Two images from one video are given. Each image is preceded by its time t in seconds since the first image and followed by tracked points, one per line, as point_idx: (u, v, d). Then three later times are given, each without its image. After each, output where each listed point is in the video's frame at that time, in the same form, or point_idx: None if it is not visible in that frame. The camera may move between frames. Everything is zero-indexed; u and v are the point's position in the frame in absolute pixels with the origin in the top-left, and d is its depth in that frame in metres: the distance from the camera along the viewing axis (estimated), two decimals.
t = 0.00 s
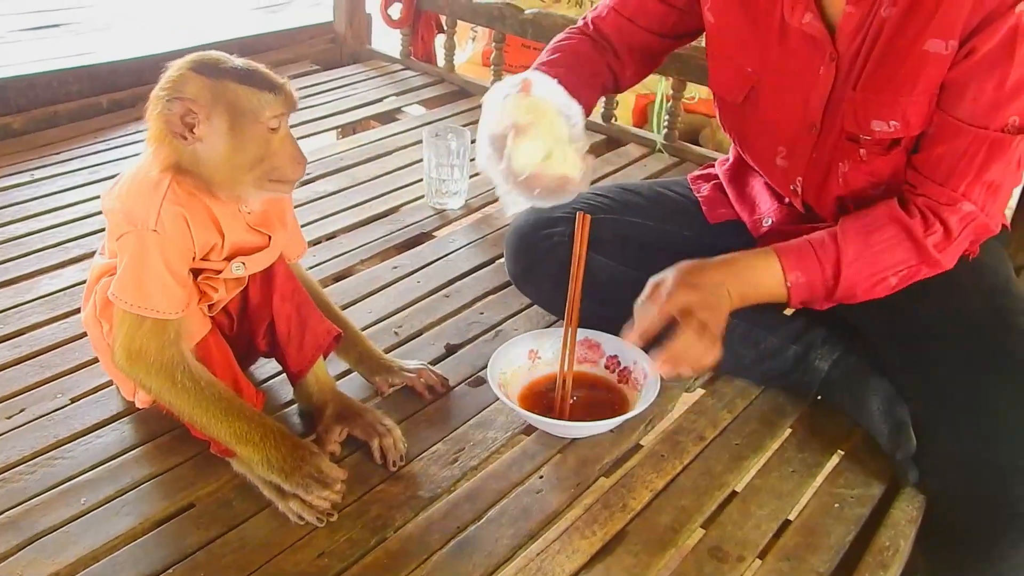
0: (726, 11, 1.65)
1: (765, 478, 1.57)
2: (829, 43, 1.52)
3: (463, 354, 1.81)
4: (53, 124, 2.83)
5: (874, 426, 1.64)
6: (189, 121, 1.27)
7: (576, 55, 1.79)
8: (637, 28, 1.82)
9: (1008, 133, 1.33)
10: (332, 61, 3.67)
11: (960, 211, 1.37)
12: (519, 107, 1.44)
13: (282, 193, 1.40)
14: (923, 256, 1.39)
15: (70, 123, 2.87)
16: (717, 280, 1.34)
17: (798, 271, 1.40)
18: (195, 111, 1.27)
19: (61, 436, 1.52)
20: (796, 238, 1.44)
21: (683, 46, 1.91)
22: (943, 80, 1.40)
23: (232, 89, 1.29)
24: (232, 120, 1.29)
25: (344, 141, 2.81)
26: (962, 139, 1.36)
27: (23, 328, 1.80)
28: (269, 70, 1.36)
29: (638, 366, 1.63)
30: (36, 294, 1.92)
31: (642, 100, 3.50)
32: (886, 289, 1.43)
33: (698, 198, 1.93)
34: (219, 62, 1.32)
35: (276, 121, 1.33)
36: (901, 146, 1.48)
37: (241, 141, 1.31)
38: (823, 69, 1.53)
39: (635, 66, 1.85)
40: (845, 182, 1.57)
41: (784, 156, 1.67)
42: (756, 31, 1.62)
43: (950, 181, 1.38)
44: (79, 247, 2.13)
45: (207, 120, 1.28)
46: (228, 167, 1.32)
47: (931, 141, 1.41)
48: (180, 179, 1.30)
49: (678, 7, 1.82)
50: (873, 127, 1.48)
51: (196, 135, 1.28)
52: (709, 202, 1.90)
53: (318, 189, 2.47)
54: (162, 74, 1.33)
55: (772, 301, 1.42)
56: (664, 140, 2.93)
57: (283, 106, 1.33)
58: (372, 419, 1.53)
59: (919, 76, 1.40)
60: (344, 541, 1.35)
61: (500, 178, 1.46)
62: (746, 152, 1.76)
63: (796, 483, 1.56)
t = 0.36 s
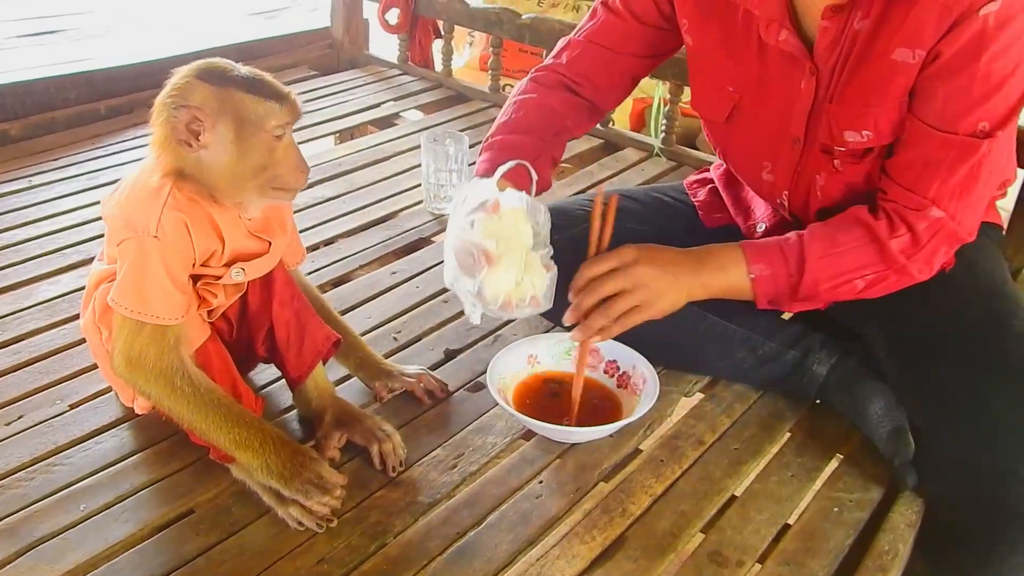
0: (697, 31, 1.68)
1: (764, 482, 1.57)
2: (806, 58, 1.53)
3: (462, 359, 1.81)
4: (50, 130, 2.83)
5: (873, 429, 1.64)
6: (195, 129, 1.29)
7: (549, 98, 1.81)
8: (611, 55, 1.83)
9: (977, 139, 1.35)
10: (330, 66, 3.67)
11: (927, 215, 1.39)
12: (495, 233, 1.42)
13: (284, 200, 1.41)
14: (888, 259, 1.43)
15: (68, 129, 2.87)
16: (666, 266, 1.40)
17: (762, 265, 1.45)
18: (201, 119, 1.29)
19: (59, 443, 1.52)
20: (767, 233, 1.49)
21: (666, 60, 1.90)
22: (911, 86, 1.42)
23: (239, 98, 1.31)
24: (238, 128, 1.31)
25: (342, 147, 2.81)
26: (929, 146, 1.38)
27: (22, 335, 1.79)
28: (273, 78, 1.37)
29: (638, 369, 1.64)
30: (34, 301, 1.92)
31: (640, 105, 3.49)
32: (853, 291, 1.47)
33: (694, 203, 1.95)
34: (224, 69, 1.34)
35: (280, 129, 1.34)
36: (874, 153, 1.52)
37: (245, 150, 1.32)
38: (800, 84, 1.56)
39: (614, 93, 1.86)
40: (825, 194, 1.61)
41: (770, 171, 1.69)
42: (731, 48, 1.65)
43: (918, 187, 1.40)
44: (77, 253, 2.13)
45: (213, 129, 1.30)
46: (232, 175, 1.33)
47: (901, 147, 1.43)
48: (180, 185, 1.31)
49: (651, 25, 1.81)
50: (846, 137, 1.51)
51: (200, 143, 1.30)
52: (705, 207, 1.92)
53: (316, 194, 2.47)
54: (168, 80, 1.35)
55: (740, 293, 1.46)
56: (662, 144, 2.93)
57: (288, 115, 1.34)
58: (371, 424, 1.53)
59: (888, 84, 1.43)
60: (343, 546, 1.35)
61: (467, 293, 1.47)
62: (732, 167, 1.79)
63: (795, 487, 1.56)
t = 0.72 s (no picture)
0: (690, 41, 1.69)
1: (764, 484, 1.57)
2: (799, 65, 1.53)
3: (462, 362, 1.82)
4: (51, 135, 2.84)
5: (872, 430, 1.64)
6: (194, 137, 1.29)
7: (549, 117, 1.84)
8: (608, 71, 1.84)
9: (980, 142, 1.38)
10: (329, 71, 3.68)
11: (944, 220, 1.42)
12: (502, 257, 1.48)
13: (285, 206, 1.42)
14: (912, 265, 1.44)
15: (68, 134, 2.87)
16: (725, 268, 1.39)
17: (796, 275, 1.44)
18: (201, 127, 1.30)
19: (60, 447, 1.53)
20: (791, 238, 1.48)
21: (664, 69, 1.90)
22: (910, 91, 1.43)
23: (237, 106, 1.31)
24: (237, 137, 1.32)
25: (342, 151, 2.82)
26: (938, 151, 1.40)
27: (23, 339, 1.80)
28: (273, 85, 1.38)
29: (637, 373, 1.64)
30: (36, 305, 1.92)
31: (639, 108, 3.50)
32: (877, 298, 1.48)
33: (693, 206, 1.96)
34: (224, 76, 1.34)
35: (279, 137, 1.35)
36: (875, 161, 1.51)
37: (245, 158, 1.33)
38: (792, 92, 1.57)
39: (614, 107, 1.88)
40: (825, 204, 1.60)
41: (766, 178, 1.71)
42: (723, 57, 1.66)
43: (929, 192, 1.42)
44: (78, 258, 2.14)
45: (212, 137, 1.30)
46: (233, 181, 1.35)
47: (908, 152, 1.45)
48: (181, 190, 1.32)
49: (645, 37, 1.81)
50: (847, 146, 1.51)
51: (200, 150, 1.30)
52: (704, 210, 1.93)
53: (316, 198, 2.48)
54: (169, 88, 1.35)
55: (765, 299, 1.46)
56: (660, 147, 2.93)
57: (287, 123, 1.35)
58: (372, 427, 1.54)
59: (885, 90, 1.43)
60: (344, 549, 1.36)
61: (460, 316, 1.52)
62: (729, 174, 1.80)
63: (795, 488, 1.56)
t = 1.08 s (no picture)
0: (684, 43, 1.70)
1: (764, 486, 1.57)
2: (792, 67, 1.54)
3: (462, 365, 1.82)
4: (51, 142, 2.85)
5: (873, 433, 1.64)
6: (196, 149, 1.29)
7: (554, 119, 1.84)
8: (608, 72, 1.85)
9: (956, 144, 1.36)
10: (329, 76, 3.69)
11: (916, 224, 1.38)
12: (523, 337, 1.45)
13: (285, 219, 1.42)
14: (882, 272, 1.40)
15: (68, 140, 2.88)
16: (673, 289, 1.33)
17: (764, 286, 1.39)
18: (203, 140, 1.29)
19: (61, 453, 1.53)
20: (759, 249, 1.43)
21: (664, 69, 1.91)
22: (887, 90, 1.44)
23: (240, 120, 1.31)
24: (238, 149, 1.31)
25: (342, 155, 2.83)
26: (914, 149, 1.38)
27: (23, 345, 1.80)
28: (280, 99, 1.37)
29: (637, 377, 1.66)
30: (36, 311, 1.92)
31: (638, 111, 3.50)
32: (847, 307, 1.43)
33: (692, 209, 1.97)
34: (230, 87, 1.33)
35: (282, 153, 1.35)
36: (851, 160, 1.53)
37: (245, 171, 1.33)
38: (784, 94, 1.57)
39: (616, 108, 1.88)
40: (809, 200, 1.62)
41: (758, 179, 1.72)
42: (717, 58, 1.67)
43: (901, 195, 1.39)
44: (78, 264, 2.14)
45: (215, 149, 1.30)
46: (234, 193, 1.34)
47: (883, 152, 1.42)
48: (182, 198, 1.32)
49: (645, 38, 1.82)
50: (823, 144, 1.53)
51: (202, 162, 1.30)
52: (704, 213, 1.94)
53: (316, 203, 2.48)
54: (175, 96, 1.36)
55: (732, 310, 1.41)
56: (660, 150, 2.94)
57: (291, 140, 1.35)
58: (372, 431, 1.54)
59: (862, 90, 1.45)
60: (345, 553, 1.36)
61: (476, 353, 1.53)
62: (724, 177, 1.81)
63: (795, 491, 1.56)
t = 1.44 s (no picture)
0: (682, 43, 1.70)
1: (764, 486, 1.57)
2: (791, 67, 1.55)
3: (461, 367, 1.82)
4: (50, 147, 2.86)
5: (871, 432, 1.64)
6: (190, 153, 1.30)
7: (558, 114, 1.82)
8: (611, 67, 1.85)
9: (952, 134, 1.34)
10: (328, 79, 3.70)
11: (906, 217, 1.36)
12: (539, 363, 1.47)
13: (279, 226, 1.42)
14: (869, 266, 1.37)
15: (68, 145, 2.89)
16: (638, 282, 1.31)
17: (739, 278, 1.37)
18: (197, 145, 1.30)
19: (61, 456, 1.53)
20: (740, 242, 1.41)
21: (660, 66, 1.93)
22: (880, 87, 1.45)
23: (234, 125, 1.32)
24: (232, 156, 1.32)
25: (340, 158, 2.83)
26: (909, 140, 1.36)
27: (22, 350, 1.80)
28: (278, 107, 1.38)
29: (635, 376, 1.65)
30: (36, 316, 1.93)
31: (637, 113, 3.51)
32: (830, 302, 1.40)
33: (690, 209, 1.97)
34: (229, 92, 1.34)
35: (276, 161, 1.35)
36: (846, 155, 1.56)
37: (238, 177, 1.33)
38: (784, 93, 1.58)
39: (616, 103, 1.89)
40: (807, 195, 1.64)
41: (756, 179, 1.73)
42: (716, 57, 1.68)
43: (894, 186, 1.37)
44: (78, 269, 2.15)
45: (208, 154, 1.31)
46: (228, 199, 1.35)
47: (874, 145, 1.39)
48: (179, 203, 1.32)
49: (646, 31, 1.84)
50: (817, 140, 1.56)
51: (195, 166, 1.31)
52: (702, 213, 1.94)
53: (315, 206, 2.49)
54: (174, 98, 1.36)
55: (706, 305, 1.38)
56: (659, 151, 2.94)
57: (285, 148, 1.35)
58: (372, 433, 1.54)
59: (852, 87, 1.47)
60: (345, 555, 1.36)
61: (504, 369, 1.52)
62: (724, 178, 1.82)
63: (794, 490, 1.56)
